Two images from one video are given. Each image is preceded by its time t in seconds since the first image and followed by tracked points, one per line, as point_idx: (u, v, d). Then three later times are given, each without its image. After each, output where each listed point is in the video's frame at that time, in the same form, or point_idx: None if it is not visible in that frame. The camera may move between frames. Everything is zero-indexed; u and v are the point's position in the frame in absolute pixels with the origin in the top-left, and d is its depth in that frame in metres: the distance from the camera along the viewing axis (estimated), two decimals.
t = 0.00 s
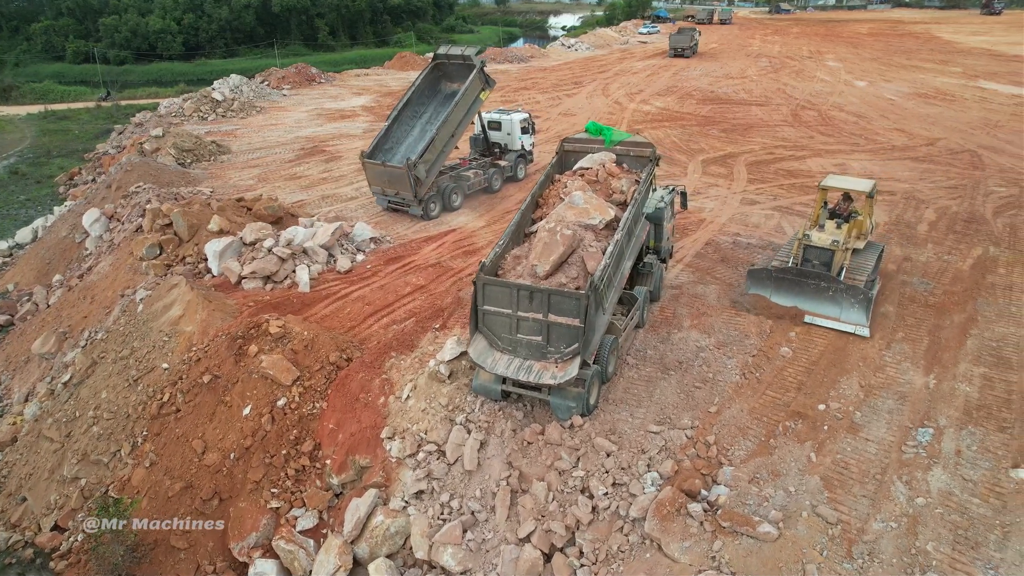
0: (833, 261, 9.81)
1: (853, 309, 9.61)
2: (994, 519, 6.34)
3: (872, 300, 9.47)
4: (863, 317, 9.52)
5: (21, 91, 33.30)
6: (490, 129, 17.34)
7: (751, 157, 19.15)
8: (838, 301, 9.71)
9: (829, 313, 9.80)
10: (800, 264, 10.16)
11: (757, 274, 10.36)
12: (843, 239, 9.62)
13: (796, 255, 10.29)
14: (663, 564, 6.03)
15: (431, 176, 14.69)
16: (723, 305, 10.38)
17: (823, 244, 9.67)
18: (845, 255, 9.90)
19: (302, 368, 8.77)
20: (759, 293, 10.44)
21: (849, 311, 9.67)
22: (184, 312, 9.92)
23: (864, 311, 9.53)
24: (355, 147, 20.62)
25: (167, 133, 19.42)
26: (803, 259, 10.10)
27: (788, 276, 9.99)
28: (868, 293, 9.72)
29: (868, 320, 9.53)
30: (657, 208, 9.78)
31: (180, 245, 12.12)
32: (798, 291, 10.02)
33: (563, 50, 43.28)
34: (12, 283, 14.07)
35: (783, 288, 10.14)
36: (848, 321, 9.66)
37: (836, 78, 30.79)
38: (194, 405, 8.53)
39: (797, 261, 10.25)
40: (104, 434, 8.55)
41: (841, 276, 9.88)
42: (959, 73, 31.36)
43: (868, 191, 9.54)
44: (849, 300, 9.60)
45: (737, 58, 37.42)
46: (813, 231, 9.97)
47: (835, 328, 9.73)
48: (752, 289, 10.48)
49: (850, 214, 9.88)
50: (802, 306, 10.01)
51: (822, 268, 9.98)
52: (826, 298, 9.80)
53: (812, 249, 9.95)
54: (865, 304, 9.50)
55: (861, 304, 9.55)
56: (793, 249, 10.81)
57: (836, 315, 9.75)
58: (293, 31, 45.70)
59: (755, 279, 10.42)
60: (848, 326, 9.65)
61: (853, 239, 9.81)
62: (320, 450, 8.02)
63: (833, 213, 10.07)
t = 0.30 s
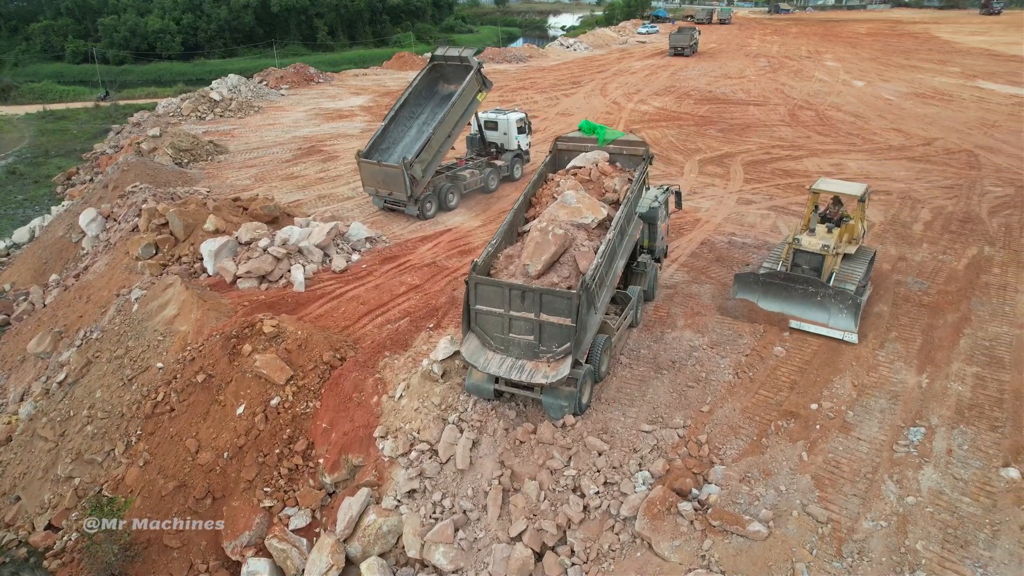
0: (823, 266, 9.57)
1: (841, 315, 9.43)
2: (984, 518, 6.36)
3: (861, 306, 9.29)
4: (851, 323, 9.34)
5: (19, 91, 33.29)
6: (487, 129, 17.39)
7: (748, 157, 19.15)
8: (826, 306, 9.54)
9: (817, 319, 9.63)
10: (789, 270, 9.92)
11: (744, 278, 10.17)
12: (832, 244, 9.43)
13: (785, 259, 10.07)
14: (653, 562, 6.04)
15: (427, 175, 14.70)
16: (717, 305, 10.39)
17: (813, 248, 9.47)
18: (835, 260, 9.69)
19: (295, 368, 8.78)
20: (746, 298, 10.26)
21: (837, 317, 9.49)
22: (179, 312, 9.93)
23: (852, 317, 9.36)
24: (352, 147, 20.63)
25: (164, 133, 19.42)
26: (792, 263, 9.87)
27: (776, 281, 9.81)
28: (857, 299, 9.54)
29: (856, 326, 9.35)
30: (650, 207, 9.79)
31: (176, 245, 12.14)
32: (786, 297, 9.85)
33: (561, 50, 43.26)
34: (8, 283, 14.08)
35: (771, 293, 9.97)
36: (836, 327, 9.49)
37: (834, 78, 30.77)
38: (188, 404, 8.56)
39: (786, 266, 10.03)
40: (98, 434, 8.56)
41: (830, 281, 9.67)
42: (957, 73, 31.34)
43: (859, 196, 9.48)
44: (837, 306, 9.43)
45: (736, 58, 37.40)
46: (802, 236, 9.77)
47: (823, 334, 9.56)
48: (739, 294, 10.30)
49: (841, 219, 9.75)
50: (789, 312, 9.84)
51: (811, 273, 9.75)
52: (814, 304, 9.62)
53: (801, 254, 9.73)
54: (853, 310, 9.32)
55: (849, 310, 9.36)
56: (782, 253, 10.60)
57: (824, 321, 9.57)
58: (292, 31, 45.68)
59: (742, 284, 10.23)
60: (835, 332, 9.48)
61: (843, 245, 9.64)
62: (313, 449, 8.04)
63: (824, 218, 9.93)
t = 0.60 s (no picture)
0: (812, 272, 9.48)
1: (829, 322, 9.24)
2: (974, 516, 6.37)
3: (850, 313, 9.09)
4: (839, 330, 9.15)
5: (18, 91, 33.30)
6: (483, 128, 17.38)
7: (746, 156, 19.16)
8: (814, 313, 9.36)
9: (805, 326, 9.44)
10: (778, 275, 9.83)
11: (731, 284, 10.06)
12: (822, 250, 9.35)
13: (775, 266, 9.98)
14: (645, 561, 6.06)
15: (424, 175, 14.72)
16: (712, 305, 10.41)
17: (802, 254, 9.39)
18: (825, 266, 9.61)
19: (290, 367, 8.79)
20: (734, 304, 10.13)
21: (825, 325, 9.31)
22: (174, 311, 9.95)
23: (841, 324, 9.15)
24: (349, 147, 20.64)
25: (162, 134, 19.43)
26: (781, 269, 9.79)
27: (763, 287, 9.69)
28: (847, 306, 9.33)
29: (844, 334, 9.15)
30: (645, 206, 9.81)
31: (172, 245, 12.17)
32: (773, 303, 9.70)
33: (560, 50, 43.27)
34: (5, 283, 14.09)
35: (758, 299, 9.83)
36: (825, 335, 9.30)
37: (832, 78, 30.76)
38: (183, 404, 8.57)
39: (776, 272, 9.93)
40: (93, 433, 8.58)
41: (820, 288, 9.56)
42: (955, 73, 31.34)
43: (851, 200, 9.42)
44: (826, 313, 9.25)
45: (734, 58, 37.40)
46: (792, 241, 9.71)
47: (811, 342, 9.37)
48: (727, 300, 10.16)
49: (831, 224, 9.70)
50: (777, 318, 9.70)
51: (801, 279, 9.66)
52: (802, 311, 9.45)
53: (790, 260, 9.65)
54: (842, 317, 9.12)
55: (838, 317, 9.17)
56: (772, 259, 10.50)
57: (812, 328, 9.39)
58: (291, 31, 45.71)
59: (729, 291, 10.12)
60: (824, 340, 9.29)
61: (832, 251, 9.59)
62: (307, 448, 8.05)
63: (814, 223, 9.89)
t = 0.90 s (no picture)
0: (802, 279, 9.19)
1: (819, 331, 8.94)
2: (966, 516, 6.38)
3: (841, 321, 8.80)
4: (830, 339, 8.86)
5: (17, 91, 33.30)
6: (481, 128, 17.37)
7: (743, 156, 19.17)
8: (803, 322, 9.04)
9: (794, 335, 9.13)
10: (767, 282, 9.51)
11: (719, 291, 9.64)
12: (812, 256, 9.07)
13: (764, 271, 9.68)
14: (636, 561, 6.07)
15: (421, 175, 14.74)
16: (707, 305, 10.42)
17: (792, 260, 9.12)
18: (814, 273, 9.34)
19: (284, 366, 8.80)
20: (721, 311, 9.74)
21: (815, 333, 9.00)
22: (170, 311, 9.95)
23: (831, 333, 8.86)
24: (347, 147, 20.65)
25: (160, 133, 19.44)
26: (770, 275, 9.48)
27: (751, 295, 9.32)
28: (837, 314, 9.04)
29: (835, 343, 8.86)
30: (640, 206, 9.82)
31: (168, 244, 12.17)
32: (762, 311, 9.35)
33: (559, 50, 43.26)
34: (3, 283, 14.11)
35: (746, 307, 9.46)
36: (814, 344, 9.00)
37: (830, 78, 30.75)
38: (178, 403, 8.58)
39: (765, 278, 9.63)
40: (89, 432, 8.59)
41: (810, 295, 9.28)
42: (954, 73, 31.33)
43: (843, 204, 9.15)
44: (816, 321, 8.93)
45: (733, 58, 37.39)
46: (782, 247, 9.43)
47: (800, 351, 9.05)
48: (714, 307, 9.75)
49: (822, 229, 9.47)
50: (765, 327, 9.35)
51: (790, 285, 9.37)
52: (791, 319, 9.12)
53: (780, 265, 9.35)
54: (832, 326, 8.82)
55: (828, 325, 8.87)
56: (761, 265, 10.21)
57: (801, 337, 9.08)
58: (290, 31, 45.72)
59: (716, 298, 9.70)
60: (813, 349, 8.99)
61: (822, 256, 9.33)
62: (302, 447, 8.07)
63: (806, 228, 9.65)
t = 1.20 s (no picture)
0: (794, 286, 9.01)
1: (811, 341, 8.79)
2: (961, 516, 6.38)
3: (832, 332, 8.63)
4: (820, 350, 8.69)
5: (19, 91, 33.38)
6: (480, 128, 17.37)
7: (743, 156, 19.16)
8: (795, 331, 8.90)
9: (786, 344, 9.00)
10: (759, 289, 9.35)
11: (710, 299, 9.58)
12: (804, 263, 8.89)
13: (755, 278, 9.54)
14: (630, 560, 6.08)
15: (421, 175, 14.76)
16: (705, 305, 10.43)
17: (784, 267, 8.94)
18: (806, 280, 9.15)
19: (282, 365, 8.82)
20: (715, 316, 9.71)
21: (807, 344, 8.85)
22: (168, 310, 9.98)
23: (822, 343, 8.70)
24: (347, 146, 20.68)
25: (160, 133, 19.47)
26: (761, 282, 9.32)
27: (742, 303, 9.22)
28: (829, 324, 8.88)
29: (826, 354, 8.69)
30: (637, 205, 9.83)
31: (168, 244, 12.20)
32: (753, 320, 9.24)
33: (560, 50, 43.25)
34: (3, 282, 14.15)
35: (737, 316, 9.37)
36: (806, 354, 8.84)
37: (831, 78, 30.73)
38: (175, 402, 8.60)
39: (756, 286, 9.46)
40: (87, 431, 8.61)
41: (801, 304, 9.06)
42: (956, 73, 31.28)
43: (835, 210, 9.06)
44: (807, 331, 8.79)
45: (734, 58, 37.36)
46: (773, 253, 9.25)
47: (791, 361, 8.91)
48: (705, 316, 9.67)
49: (816, 234, 9.29)
50: (756, 336, 9.23)
51: (782, 293, 9.18)
52: (783, 328, 9.00)
53: (771, 272, 9.18)
54: (824, 336, 8.66)
55: (820, 336, 8.71)
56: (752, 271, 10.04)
57: (793, 347, 8.93)
58: (292, 31, 45.78)
59: (708, 306, 9.64)
60: (805, 359, 8.83)
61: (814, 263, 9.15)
62: (298, 446, 8.09)
63: (799, 233, 9.41)
